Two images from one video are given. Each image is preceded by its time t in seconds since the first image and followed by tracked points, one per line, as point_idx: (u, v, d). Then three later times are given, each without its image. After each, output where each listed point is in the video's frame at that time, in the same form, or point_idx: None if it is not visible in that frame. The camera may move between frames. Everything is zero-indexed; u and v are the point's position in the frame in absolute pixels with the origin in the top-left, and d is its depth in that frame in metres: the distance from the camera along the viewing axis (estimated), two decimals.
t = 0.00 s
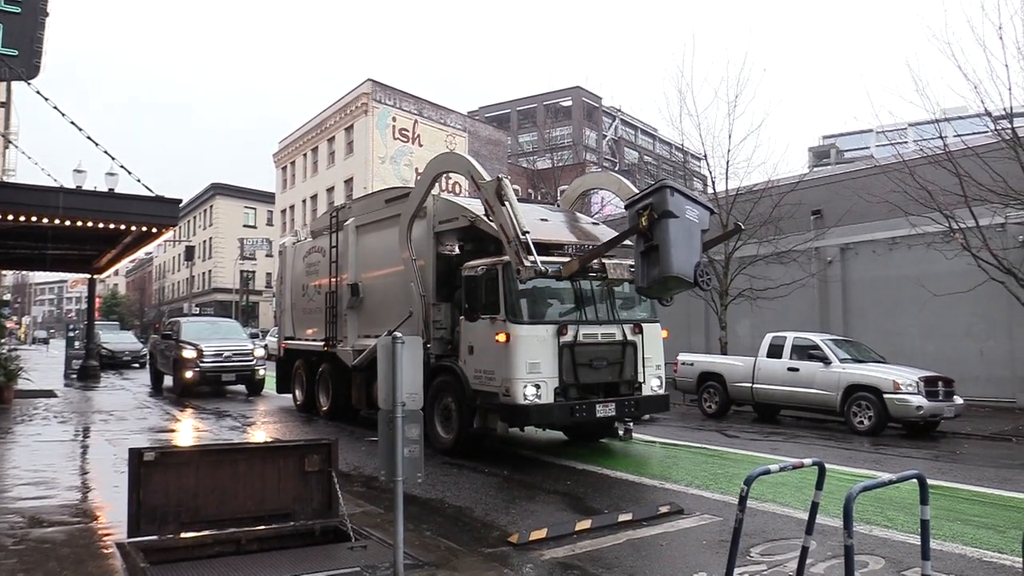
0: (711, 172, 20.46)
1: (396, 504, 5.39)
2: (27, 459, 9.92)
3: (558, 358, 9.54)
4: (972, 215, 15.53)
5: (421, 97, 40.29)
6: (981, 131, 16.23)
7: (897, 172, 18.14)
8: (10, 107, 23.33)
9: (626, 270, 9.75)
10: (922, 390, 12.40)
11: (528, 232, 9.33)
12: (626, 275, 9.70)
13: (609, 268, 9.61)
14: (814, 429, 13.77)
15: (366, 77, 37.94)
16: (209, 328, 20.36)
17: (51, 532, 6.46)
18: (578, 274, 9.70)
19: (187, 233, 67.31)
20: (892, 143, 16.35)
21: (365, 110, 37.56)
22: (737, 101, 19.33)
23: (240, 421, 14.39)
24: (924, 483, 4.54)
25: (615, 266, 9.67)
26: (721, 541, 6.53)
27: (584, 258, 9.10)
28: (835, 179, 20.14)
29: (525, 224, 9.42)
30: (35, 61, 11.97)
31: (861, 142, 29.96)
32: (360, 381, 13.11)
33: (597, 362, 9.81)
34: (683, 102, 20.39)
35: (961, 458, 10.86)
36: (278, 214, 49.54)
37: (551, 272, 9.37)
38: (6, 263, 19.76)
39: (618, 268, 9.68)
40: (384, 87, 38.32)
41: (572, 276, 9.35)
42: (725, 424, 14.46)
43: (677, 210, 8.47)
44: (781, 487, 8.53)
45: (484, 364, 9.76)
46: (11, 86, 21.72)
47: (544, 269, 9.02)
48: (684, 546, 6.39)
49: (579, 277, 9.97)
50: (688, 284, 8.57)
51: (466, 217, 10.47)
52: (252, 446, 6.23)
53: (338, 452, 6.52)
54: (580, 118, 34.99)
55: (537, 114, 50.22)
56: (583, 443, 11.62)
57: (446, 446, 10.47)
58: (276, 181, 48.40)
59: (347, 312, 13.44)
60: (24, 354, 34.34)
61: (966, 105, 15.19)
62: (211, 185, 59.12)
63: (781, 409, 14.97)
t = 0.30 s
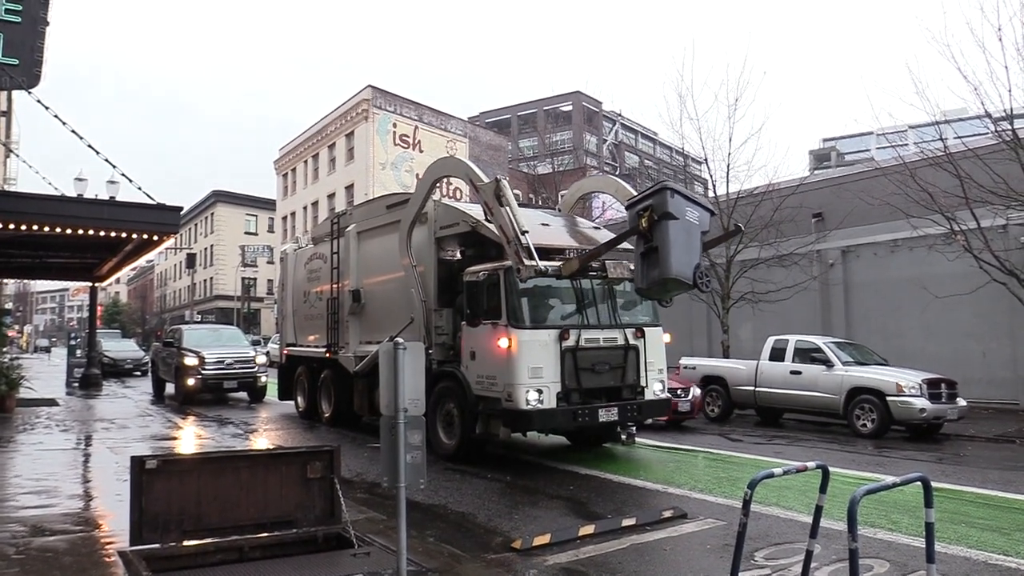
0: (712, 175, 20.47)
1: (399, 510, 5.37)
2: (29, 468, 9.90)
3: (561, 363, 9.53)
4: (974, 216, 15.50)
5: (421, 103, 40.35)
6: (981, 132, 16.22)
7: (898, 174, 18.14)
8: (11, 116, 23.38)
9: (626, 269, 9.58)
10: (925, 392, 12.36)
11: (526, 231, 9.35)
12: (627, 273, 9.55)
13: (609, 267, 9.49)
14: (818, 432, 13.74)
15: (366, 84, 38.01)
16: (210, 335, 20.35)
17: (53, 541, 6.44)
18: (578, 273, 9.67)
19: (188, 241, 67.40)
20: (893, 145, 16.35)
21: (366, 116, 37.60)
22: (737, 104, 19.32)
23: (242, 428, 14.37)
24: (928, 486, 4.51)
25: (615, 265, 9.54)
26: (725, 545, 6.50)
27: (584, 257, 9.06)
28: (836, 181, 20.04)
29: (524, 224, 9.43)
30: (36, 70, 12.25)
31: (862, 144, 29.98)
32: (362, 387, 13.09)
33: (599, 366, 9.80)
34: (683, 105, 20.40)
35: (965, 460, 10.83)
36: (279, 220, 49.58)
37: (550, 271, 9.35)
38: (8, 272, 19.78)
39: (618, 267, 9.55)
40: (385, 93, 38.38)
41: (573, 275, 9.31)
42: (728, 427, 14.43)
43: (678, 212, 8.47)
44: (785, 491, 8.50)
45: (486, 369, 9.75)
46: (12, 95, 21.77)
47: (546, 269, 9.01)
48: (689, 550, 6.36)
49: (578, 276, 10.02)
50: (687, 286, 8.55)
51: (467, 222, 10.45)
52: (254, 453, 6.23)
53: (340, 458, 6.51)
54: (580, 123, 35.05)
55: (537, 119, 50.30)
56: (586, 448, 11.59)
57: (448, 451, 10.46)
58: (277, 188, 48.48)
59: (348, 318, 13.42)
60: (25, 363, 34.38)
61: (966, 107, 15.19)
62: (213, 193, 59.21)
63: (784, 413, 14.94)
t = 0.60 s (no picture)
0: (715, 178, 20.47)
1: (402, 513, 5.37)
2: (33, 470, 9.92)
3: (564, 366, 9.52)
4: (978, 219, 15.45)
5: (425, 106, 40.37)
6: (986, 135, 16.17)
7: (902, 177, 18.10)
8: (16, 119, 23.46)
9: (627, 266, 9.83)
10: (930, 395, 12.34)
11: (526, 229, 9.42)
12: (627, 270, 9.83)
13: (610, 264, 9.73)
14: (822, 435, 13.70)
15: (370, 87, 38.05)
16: (214, 338, 20.38)
17: (57, 543, 6.45)
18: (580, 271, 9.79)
19: (193, 243, 67.52)
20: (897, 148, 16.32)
21: (370, 119, 37.66)
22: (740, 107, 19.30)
23: (246, 431, 14.37)
24: (934, 489, 4.50)
25: (617, 262, 9.78)
26: (729, 548, 6.49)
27: (584, 255, 9.22)
28: (839, 184, 20.18)
29: (525, 223, 9.49)
30: (40, 71, 13.29)
31: (865, 147, 29.96)
32: (366, 390, 13.08)
33: (603, 369, 9.79)
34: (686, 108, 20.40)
35: (970, 464, 10.79)
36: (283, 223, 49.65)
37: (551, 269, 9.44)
38: (13, 274, 19.85)
39: (620, 265, 9.77)
40: (388, 96, 38.43)
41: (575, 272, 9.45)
42: (732, 430, 14.40)
43: (680, 212, 8.46)
44: (789, 494, 8.48)
45: (489, 371, 9.76)
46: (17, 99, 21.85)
47: (546, 267, 9.13)
48: (692, 553, 6.35)
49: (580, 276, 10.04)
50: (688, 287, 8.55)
51: (471, 225, 10.44)
52: (257, 455, 6.23)
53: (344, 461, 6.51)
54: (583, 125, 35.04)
55: (540, 122, 50.34)
56: (589, 451, 11.58)
57: (451, 454, 10.47)
58: (281, 191, 48.55)
59: (352, 321, 13.42)
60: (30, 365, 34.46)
61: (970, 109, 15.15)
62: (217, 195, 59.32)
63: (789, 415, 14.91)
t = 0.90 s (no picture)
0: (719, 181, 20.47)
1: (404, 515, 5.36)
2: (37, 471, 9.94)
3: (567, 368, 9.51)
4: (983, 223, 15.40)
5: (428, 108, 40.41)
6: (990, 139, 16.13)
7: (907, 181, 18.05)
8: (21, 121, 23.54)
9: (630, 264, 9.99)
10: (934, 399, 12.31)
11: (526, 226, 9.51)
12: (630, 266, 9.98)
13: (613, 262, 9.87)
14: (825, 439, 13.68)
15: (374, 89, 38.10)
16: (217, 339, 20.42)
17: (60, 544, 6.46)
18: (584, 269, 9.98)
19: (197, 244, 67.67)
20: (902, 151, 16.29)
21: (374, 121, 37.71)
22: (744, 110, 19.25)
23: (249, 432, 14.39)
24: (937, 493, 4.50)
25: (618, 260, 9.93)
26: (732, 552, 6.48)
27: (586, 253, 9.48)
28: (846, 187, 20.07)
29: (525, 219, 9.60)
30: (45, 73, 13.59)
31: (869, 150, 29.95)
32: (368, 392, 13.08)
33: (606, 372, 9.77)
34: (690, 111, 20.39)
35: (974, 468, 10.76)
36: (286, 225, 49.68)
37: (551, 267, 9.61)
38: (18, 275, 19.91)
39: (621, 264, 9.97)
40: (392, 99, 38.50)
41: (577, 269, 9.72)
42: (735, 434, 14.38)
43: (682, 214, 8.46)
44: (792, 498, 8.46)
45: (492, 374, 9.76)
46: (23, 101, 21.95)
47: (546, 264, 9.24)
48: (695, 557, 6.34)
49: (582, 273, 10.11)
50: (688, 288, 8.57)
51: (474, 227, 10.46)
52: (259, 457, 6.23)
53: (346, 463, 6.51)
54: (587, 128, 35.05)
55: (544, 125, 50.37)
56: (592, 454, 11.56)
57: (454, 456, 10.47)
58: (285, 193, 48.63)
59: (355, 323, 13.44)
60: (34, 366, 34.54)
61: (975, 113, 15.13)
62: (221, 197, 59.45)
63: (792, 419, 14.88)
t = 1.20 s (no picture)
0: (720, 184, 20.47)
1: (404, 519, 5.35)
2: (36, 472, 9.93)
3: (567, 371, 9.51)
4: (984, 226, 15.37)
5: (430, 111, 40.41)
6: (992, 142, 16.11)
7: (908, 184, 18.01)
8: (22, 123, 23.55)
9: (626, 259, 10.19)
10: (934, 403, 12.30)
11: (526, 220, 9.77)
12: (627, 262, 10.18)
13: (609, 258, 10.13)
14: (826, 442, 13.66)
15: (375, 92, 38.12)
16: (218, 341, 20.42)
17: (59, 545, 6.45)
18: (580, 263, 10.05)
19: (197, 246, 67.70)
20: (903, 155, 16.26)
21: (375, 123, 37.75)
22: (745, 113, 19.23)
23: (249, 434, 14.38)
24: (938, 498, 4.48)
25: (616, 255, 10.15)
26: (733, 555, 6.46)
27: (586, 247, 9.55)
28: (848, 190, 20.17)
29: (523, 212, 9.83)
30: (47, 75, 13.65)
31: (870, 153, 29.97)
32: (369, 395, 13.08)
33: (606, 375, 9.76)
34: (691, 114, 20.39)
35: (975, 472, 10.74)
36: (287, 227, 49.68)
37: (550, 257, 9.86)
38: (18, 276, 19.91)
39: (619, 258, 10.16)
40: (394, 101, 38.53)
41: (575, 264, 9.94)
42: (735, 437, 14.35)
43: (678, 203, 8.51)
44: (793, 502, 8.44)
45: (492, 377, 9.75)
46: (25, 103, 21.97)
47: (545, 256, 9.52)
48: (695, 560, 6.33)
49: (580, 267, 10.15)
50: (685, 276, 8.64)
51: (475, 229, 10.46)
52: (258, 460, 6.22)
53: (346, 465, 6.50)
54: (588, 130, 35.05)
55: (545, 127, 50.40)
56: (592, 457, 11.55)
57: (454, 459, 10.46)
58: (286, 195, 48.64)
59: (355, 325, 13.45)
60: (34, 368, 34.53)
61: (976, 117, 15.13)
62: (222, 199, 59.46)
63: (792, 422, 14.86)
